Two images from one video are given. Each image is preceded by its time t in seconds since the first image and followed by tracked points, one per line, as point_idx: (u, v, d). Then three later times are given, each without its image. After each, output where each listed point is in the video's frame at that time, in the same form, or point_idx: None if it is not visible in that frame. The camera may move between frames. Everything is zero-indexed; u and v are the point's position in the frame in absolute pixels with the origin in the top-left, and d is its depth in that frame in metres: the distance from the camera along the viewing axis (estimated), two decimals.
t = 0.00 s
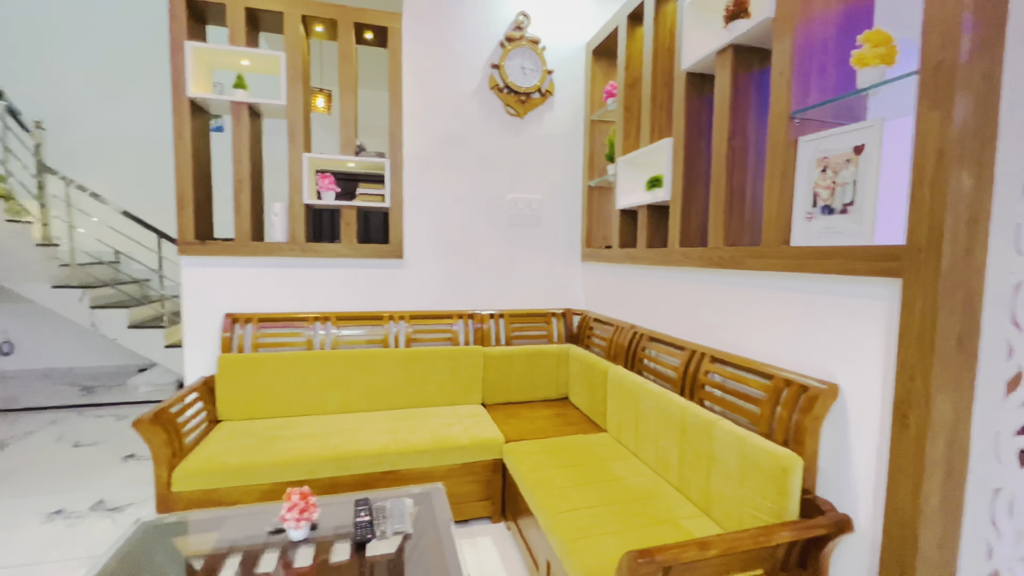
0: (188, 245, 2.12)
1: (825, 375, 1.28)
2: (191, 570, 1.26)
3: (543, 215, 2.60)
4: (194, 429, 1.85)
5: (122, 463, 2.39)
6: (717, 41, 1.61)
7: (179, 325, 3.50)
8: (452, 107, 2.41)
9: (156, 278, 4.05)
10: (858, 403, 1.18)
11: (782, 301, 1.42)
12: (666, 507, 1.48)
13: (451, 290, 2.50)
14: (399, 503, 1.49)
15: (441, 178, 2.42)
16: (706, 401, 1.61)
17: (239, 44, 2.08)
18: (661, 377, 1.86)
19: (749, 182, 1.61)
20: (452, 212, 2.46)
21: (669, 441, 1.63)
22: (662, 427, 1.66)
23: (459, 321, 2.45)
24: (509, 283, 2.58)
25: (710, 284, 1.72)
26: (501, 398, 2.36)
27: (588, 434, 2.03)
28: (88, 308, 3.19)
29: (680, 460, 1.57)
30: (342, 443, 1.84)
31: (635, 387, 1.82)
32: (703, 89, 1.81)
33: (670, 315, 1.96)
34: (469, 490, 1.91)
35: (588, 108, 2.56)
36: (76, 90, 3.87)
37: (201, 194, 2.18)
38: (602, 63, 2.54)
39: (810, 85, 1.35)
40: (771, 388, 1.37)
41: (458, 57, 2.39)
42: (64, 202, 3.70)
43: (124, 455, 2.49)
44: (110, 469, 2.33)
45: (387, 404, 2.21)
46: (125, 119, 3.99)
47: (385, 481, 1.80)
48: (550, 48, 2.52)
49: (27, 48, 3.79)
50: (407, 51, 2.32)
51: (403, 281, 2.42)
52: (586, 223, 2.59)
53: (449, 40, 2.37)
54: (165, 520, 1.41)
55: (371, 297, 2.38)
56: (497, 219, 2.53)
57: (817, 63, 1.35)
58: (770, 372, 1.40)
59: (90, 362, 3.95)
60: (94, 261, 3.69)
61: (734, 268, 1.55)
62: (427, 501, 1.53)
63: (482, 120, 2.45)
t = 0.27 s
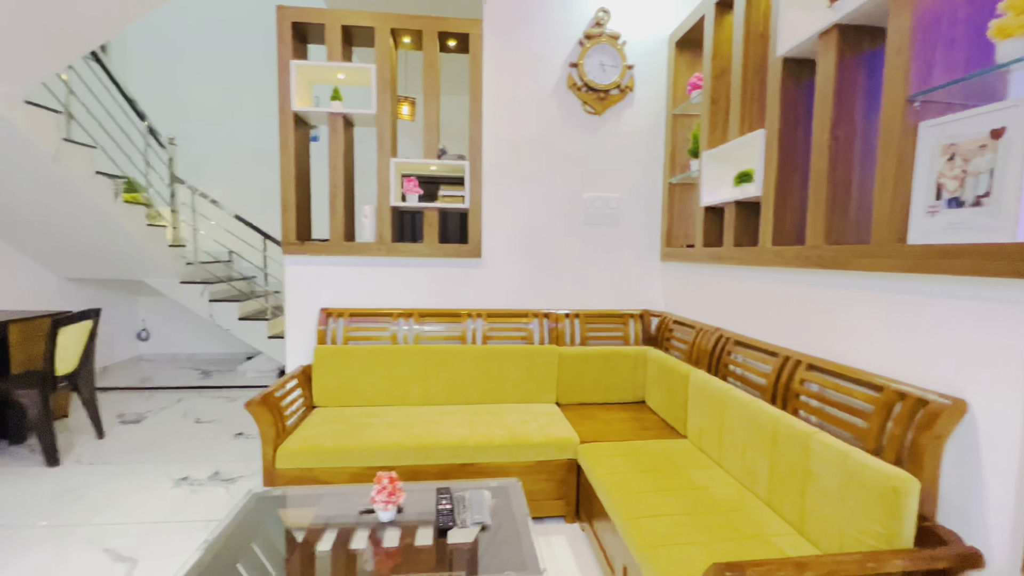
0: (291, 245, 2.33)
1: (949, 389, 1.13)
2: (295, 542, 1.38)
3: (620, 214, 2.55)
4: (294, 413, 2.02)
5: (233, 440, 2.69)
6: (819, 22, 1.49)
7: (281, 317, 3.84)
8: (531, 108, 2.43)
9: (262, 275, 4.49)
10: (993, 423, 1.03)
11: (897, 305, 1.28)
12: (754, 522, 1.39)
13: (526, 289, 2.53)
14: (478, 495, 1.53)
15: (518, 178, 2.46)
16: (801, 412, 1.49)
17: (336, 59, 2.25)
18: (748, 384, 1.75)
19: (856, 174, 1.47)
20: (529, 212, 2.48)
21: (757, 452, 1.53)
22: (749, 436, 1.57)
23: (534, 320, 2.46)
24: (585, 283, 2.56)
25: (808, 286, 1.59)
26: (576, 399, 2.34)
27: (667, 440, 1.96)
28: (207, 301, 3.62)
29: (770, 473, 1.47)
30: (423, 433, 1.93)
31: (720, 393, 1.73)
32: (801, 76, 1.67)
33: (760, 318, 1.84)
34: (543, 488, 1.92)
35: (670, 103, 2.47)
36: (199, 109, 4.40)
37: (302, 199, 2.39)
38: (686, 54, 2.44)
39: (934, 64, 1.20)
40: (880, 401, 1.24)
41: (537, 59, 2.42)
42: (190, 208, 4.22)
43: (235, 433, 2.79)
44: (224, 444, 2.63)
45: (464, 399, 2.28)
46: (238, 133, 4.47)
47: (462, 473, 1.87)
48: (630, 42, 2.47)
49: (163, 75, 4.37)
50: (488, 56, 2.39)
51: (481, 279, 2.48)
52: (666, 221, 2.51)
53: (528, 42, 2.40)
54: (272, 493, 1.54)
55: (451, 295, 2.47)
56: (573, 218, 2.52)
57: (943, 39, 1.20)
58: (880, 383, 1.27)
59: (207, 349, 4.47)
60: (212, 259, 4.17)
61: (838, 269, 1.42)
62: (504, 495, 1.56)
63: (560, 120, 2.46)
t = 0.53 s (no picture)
0: (378, 246, 2.48)
1: None
2: (383, 524, 1.47)
3: (703, 212, 2.43)
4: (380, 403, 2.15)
5: (326, 426, 2.91)
6: None
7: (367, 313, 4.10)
8: (608, 106, 2.40)
9: (350, 274, 4.82)
10: None
11: None
12: (860, 546, 1.27)
13: (602, 289, 2.50)
14: (555, 494, 1.54)
15: (595, 178, 2.43)
16: (918, 430, 1.35)
17: (419, 69, 2.36)
18: (852, 396, 1.61)
19: (991, 162, 1.29)
20: (606, 212, 2.45)
21: (863, 470, 1.40)
22: (853, 452, 1.43)
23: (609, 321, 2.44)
24: (664, 285, 2.48)
25: (928, 289, 1.42)
26: (654, 403, 2.28)
27: (755, 451, 1.84)
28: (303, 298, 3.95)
29: (879, 493, 1.34)
30: (500, 429, 1.97)
31: (818, 404, 1.60)
32: (921, 54, 1.50)
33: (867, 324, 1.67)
34: (620, 492, 1.89)
35: (759, 93, 2.32)
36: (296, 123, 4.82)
37: (387, 203, 2.54)
38: (779, 40, 2.28)
39: None
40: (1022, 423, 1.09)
41: (615, 55, 2.38)
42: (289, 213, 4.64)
43: (327, 420, 3.02)
44: (318, 430, 2.85)
45: (540, 398, 2.29)
46: (329, 143, 4.83)
47: (538, 471, 1.88)
48: (716, 32, 2.35)
49: (267, 94, 4.85)
50: (565, 56, 2.39)
51: (557, 279, 2.49)
52: (755, 219, 2.35)
53: (607, 39, 2.37)
54: (362, 477, 1.67)
55: (526, 295, 2.51)
56: (652, 217, 2.44)
57: None
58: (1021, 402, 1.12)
59: (302, 341, 4.88)
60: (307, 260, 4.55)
61: (966, 270, 1.26)
62: (581, 495, 1.56)
63: (639, 117, 2.40)
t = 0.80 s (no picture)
0: (455, 248, 2.57)
1: None
2: (463, 517, 1.51)
3: (795, 209, 2.27)
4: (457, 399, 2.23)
5: (405, 420, 3.06)
6: None
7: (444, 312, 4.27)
8: (689, 100, 2.31)
9: (426, 275, 5.02)
10: None
11: None
12: None
13: (680, 291, 2.40)
14: (634, 500, 1.51)
15: (674, 175, 2.35)
16: None
17: (496, 74, 2.41)
18: (979, 414, 1.42)
19: None
20: (685, 210, 2.36)
21: (993, 498, 1.23)
22: (980, 478, 1.27)
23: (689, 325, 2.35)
24: (749, 286, 2.34)
25: None
26: (737, 412, 2.16)
27: (856, 469, 1.68)
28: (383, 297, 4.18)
29: (1013, 527, 1.17)
30: (575, 431, 1.97)
31: (934, 421, 1.44)
32: None
33: (999, 334, 1.47)
34: (701, 504, 1.81)
35: (863, 77, 2.12)
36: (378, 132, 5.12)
37: (465, 205, 2.62)
38: (887, 18, 2.07)
39: None
40: None
41: (696, 47, 2.28)
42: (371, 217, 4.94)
43: (406, 413, 3.17)
44: (398, 423, 3.01)
45: (614, 402, 2.25)
46: (407, 150, 5.08)
47: (614, 476, 1.85)
48: (811, 14, 2.19)
49: (353, 106, 5.19)
50: (643, 52, 2.33)
51: (633, 280, 2.44)
52: (856, 215, 2.16)
53: (687, 31, 2.29)
54: (441, 469, 1.74)
55: (601, 296, 2.47)
56: (737, 215, 2.32)
57: None
58: None
59: (382, 338, 5.16)
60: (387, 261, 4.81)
61: None
62: (661, 503, 1.52)
63: (722, 110, 2.29)
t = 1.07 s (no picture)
0: (525, 250, 2.60)
1: None
2: (538, 517, 1.53)
3: (898, 205, 2.06)
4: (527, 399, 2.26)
5: (474, 418, 3.13)
6: None
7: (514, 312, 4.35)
8: (773, 92, 2.18)
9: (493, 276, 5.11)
10: None
11: None
12: None
13: (763, 294, 2.27)
14: (716, 511, 1.45)
15: (756, 172, 2.23)
16: None
17: (567, 76, 2.41)
18: None
19: None
20: (768, 209, 2.22)
21: None
22: None
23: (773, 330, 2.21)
24: (843, 290, 2.16)
25: None
26: (829, 425, 2.00)
27: (975, 494, 1.50)
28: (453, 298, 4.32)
29: None
30: (648, 437, 1.92)
31: None
32: None
33: None
34: (788, 521, 1.70)
35: (983, 55, 1.89)
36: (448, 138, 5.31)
37: (535, 208, 2.64)
38: None
39: None
40: None
41: (782, 35, 2.15)
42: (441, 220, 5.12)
43: (476, 412, 3.25)
44: (468, 421, 3.09)
45: (689, 408, 2.17)
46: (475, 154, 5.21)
47: (690, 485, 1.79)
48: None
49: (425, 114, 5.41)
50: (722, 44, 2.23)
51: (710, 282, 2.34)
52: (975, 211, 1.93)
53: (772, 19, 2.16)
54: (514, 468, 1.77)
55: (676, 299, 2.39)
56: (829, 213, 2.15)
57: None
58: None
59: (450, 338, 5.32)
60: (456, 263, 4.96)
61: None
62: (745, 516, 1.44)
63: (812, 101, 2.13)
